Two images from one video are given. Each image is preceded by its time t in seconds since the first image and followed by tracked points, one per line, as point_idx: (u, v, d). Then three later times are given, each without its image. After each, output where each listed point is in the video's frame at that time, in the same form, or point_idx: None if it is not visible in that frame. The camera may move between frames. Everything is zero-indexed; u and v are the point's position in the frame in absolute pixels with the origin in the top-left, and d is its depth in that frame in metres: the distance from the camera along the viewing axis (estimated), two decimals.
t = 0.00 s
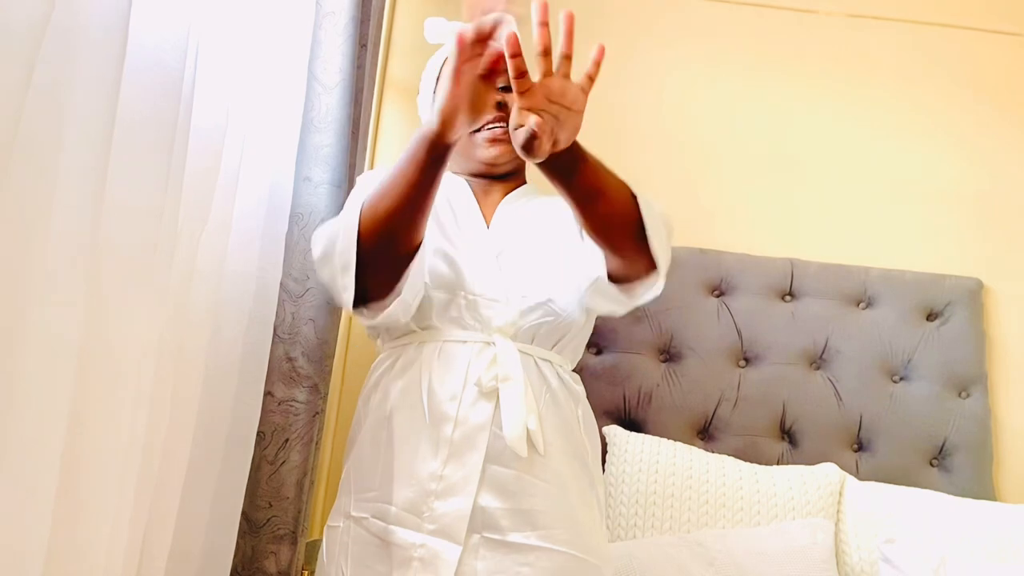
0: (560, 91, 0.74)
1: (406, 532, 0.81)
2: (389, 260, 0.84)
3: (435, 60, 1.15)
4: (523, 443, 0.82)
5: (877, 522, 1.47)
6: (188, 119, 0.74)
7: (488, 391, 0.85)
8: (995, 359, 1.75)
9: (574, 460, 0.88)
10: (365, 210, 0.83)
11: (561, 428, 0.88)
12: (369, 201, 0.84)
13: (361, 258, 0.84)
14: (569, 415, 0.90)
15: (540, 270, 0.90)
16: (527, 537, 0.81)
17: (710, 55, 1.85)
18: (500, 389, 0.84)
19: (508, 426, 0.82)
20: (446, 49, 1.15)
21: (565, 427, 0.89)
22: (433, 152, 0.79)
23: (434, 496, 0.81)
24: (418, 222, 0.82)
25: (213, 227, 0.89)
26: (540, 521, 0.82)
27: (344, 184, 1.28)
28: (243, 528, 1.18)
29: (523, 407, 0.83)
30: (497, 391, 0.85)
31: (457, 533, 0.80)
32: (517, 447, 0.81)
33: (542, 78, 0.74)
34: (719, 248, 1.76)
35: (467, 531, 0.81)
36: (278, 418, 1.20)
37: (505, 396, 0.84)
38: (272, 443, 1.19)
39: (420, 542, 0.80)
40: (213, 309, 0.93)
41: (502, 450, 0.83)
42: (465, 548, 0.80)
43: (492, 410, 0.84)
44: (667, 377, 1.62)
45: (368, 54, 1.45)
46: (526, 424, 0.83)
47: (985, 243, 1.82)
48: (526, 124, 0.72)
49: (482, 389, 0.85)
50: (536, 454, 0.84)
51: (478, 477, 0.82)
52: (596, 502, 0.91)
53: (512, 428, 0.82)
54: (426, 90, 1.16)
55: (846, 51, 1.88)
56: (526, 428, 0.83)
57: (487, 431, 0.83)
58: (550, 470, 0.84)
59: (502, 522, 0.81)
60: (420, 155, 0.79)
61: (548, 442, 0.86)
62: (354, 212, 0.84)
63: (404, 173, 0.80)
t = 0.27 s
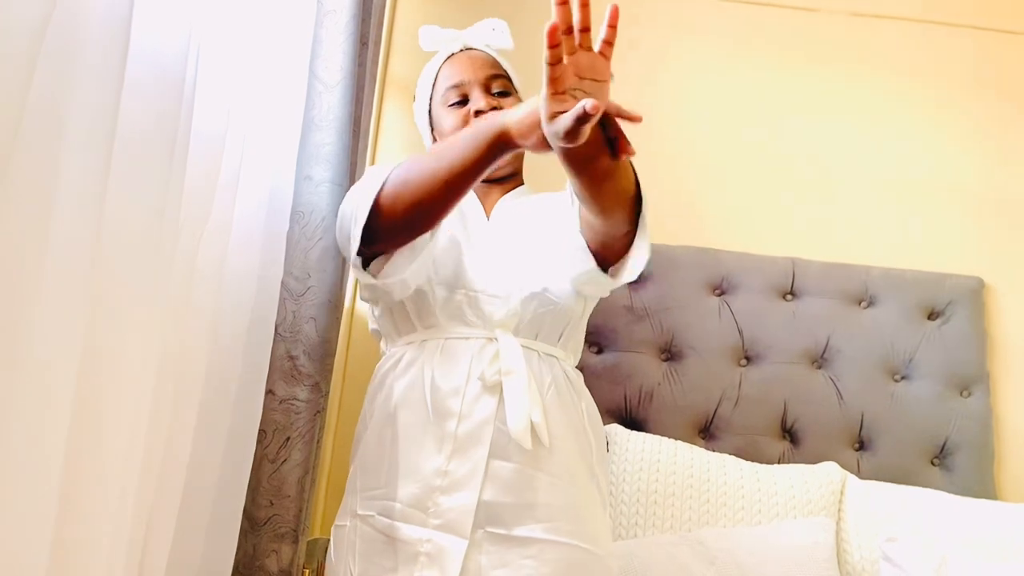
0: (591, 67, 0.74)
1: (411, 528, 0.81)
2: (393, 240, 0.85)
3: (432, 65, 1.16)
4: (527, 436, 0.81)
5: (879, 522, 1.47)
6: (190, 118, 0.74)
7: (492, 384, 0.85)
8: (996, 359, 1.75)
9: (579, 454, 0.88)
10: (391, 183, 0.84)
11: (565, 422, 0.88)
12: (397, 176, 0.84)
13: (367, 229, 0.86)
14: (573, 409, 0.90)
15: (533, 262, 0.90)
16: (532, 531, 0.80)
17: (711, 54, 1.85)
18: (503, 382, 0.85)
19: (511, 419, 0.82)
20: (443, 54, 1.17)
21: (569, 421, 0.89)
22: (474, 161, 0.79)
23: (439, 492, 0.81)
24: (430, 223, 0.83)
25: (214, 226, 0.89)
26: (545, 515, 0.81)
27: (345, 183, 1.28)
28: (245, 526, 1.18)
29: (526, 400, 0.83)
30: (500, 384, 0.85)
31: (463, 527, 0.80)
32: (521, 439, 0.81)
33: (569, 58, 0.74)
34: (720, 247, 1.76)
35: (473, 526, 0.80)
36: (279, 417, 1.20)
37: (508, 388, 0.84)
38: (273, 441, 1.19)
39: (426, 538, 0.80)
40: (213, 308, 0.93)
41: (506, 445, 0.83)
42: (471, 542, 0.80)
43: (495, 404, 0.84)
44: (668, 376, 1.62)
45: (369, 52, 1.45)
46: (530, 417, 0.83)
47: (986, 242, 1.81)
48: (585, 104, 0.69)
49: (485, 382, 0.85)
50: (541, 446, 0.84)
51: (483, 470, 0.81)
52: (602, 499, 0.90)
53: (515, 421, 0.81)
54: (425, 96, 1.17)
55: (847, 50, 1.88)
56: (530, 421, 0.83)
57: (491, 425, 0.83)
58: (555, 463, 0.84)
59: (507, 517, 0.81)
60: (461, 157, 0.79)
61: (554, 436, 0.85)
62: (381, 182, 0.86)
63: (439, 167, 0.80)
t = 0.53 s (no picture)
0: (623, 78, 0.78)
1: (416, 528, 0.81)
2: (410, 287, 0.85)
3: (446, 64, 1.17)
4: (530, 434, 0.81)
5: (880, 521, 1.47)
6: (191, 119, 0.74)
7: (495, 383, 0.85)
8: (996, 358, 1.75)
9: (581, 452, 0.88)
10: (404, 235, 0.84)
11: (567, 421, 0.88)
12: (411, 227, 0.84)
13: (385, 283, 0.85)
14: (575, 409, 0.90)
15: (541, 264, 0.91)
16: (536, 530, 0.80)
17: (712, 53, 1.85)
18: (505, 381, 0.84)
19: (514, 418, 0.82)
20: (459, 51, 1.17)
21: (571, 420, 0.89)
22: (493, 216, 0.80)
23: (443, 491, 0.81)
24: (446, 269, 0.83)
25: (216, 226, 0.89)
26: (548, 514, 0.81)
27: (346, 183, 1.28)
28: (246, 526, 1.18)
29: (528, 398, 0.83)
30: (503, 383, 0.84)
31: (468, 526, 0.79)
32: (524, 438, 0.81)
33: (601, 68, 0.78)
34: (722, 246, 1.76)
35: (478, 525, 0.80)
36: (280, 417, 1.20)
37: (510, 388, 0.84)
38: (274, 440, 1.20)
39: (431, 537, 0.80)
40: (214, 306, 0.93)
41: (510, 445, 0.83)
42: (475, 542, 0.80)
43: (498, 404, 0.84)
44: (669, 375, 1.62)
45: (370, 52, 1.45)
46: (532, 415, 0.82)
47: (987, 241, 1.81)
48: (618, 116, 0.71)
49: (488, 382, 0.85)
50: (543, 444, 0.84)
51: (487, 469, 0.81)
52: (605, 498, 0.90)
53: (518, 420, 0.81)
54: (435, 94, 1.17)
55: (848, 49, 1.88)
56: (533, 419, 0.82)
57: (494, 424, 0.83)
58: (557, 462, 0.84)
59: (512, 515, 0.81)
60: (479, 212, 0.80)
61: (555, 435, 0.85)
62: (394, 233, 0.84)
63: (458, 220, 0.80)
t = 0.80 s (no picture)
0: (689, 90, 0.78)
1: (415, 527, 0.81)
2: (420, 262, 0.84)
3: (476, 57, 1.13)
4: (526, 433, 0.81)
5: (880, 521, 1.47)
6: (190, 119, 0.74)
7: (490, 382, 0.85)
8: (998, 358, 1.75)
9: (580, 450, 0.87)
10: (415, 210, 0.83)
11: (565, 418, 0.87)
12: (422, 200, 0.83)
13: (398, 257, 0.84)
14: (573, 407, 0.90)
15: (540, 257, 0.90)
16: (534, 528, 0.80)
17: (713, 53, 1.85)
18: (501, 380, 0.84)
19: (509, 417, 0.82)
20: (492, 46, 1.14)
21: (570, 418, 0.88)
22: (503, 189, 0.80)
23: (440, 491, 0.81)
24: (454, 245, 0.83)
25: (215, 225, 0.89)
26: (546, 511, 0.81)
27: (347, 182, 1.28)
28: (246, 525, 1.18)
29: (524, 397, 0.83)
30: (498, 381, 0.84)
31: (465, 525, 0.80)
32: (520, 436, 0.81)
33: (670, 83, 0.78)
34: (723, 246, 1.76)
35: (474, 524, 0.80)
36: (280, 416, 1.20)
37: (506, 387, 0.84)
38: (274, 440, 1.19)
39: (428, 537, 0.80)
40: (214, 306, 0.93)
41: (507, 442, 0.83)
42: (473, 541, 0.80)
43: (494, 402, 0.84)
44: (670, 374, 1.62)
45: (371, 51, 1.45)
46: (528, 413, 0.82)
47: (988, 241, 1.81)
48: (702, 129, 0.72)
49: (484, 381, 0.85)
50: (540, 443, 0.84)
51: (483, 468, 0.81)
52: (605, 497, 0.90)
53: (513, 418, 0.81)
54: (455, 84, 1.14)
55: (850, 49, 1.88)
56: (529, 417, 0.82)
57: (490, 423, 0.83)
58: (555, 461, 0.84)
59: (509, 514, 0.81)
60: (490, 184, 0.79)
61: (552, 433, 0.85)
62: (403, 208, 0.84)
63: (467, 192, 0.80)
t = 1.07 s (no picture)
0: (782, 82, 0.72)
1: (418, 530, 0.82)
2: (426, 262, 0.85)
3: (495, 53, 1.13)
4: (528, 436, 0.81)
5: (880, 521, 1.46)
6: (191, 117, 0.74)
7: (492, 384, 0.84)
8: (999, 358, 1.74)
9: (582, 451, 0.87)
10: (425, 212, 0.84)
11: (567, 419, 0.87)
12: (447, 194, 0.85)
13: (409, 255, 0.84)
14: (576, 408, 0.89)
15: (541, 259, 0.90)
16: (538, 530, 0.80)
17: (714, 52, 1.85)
18: (503, 382, 0.84)
19: (511, 419, 0.81)
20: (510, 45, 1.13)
21: (572, 418, 0.88)
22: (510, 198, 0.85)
23: (444, 494, 0.82)
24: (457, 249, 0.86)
25: (216, 225, 0.89)
26: (549, 511, 0.81)
27: (347, 181, 1.28)
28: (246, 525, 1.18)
29: (526, 399, 0.82)
30: (500, 384, 0.84)
31: (468, 527, 0.80)
32: (522, 439, 0.81)
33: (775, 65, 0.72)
34: (723, 245, 1.76)
35: (478, 526, 0.80)
36: (280, 416, 1.20)
37: (508, 389, 0.83)
38: (274, 440, 1.19)
39: (432, 540, 0.81)
40: (215, 305, 0.93)
41: (509, 444, 0.83)
42: (477, 544, 0.80)
43: (497, 404, 0.84)
44: (670, 374, 1.62)
45: (371, 50, 1.45)
46: (530, 415, 0.82)
47: (988, 241, 1.81)
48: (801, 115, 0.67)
49: (485, 383, 0.84)
50: (542, 445, 0.83)
51: (486, 470, 0.81)
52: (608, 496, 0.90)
53: (516, 421, 0.81)
54: (471, 78, 1.13)
55: (850, 48, 1.88)
56: (531, 420, 0.82)
57: (493, 426, 0.83)
58: (557, 462, 0.83)
59: (513, 516, 0.81)
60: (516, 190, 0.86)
61: (554, 434, 0.85)
62: (414, 210, 0.84)
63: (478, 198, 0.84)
